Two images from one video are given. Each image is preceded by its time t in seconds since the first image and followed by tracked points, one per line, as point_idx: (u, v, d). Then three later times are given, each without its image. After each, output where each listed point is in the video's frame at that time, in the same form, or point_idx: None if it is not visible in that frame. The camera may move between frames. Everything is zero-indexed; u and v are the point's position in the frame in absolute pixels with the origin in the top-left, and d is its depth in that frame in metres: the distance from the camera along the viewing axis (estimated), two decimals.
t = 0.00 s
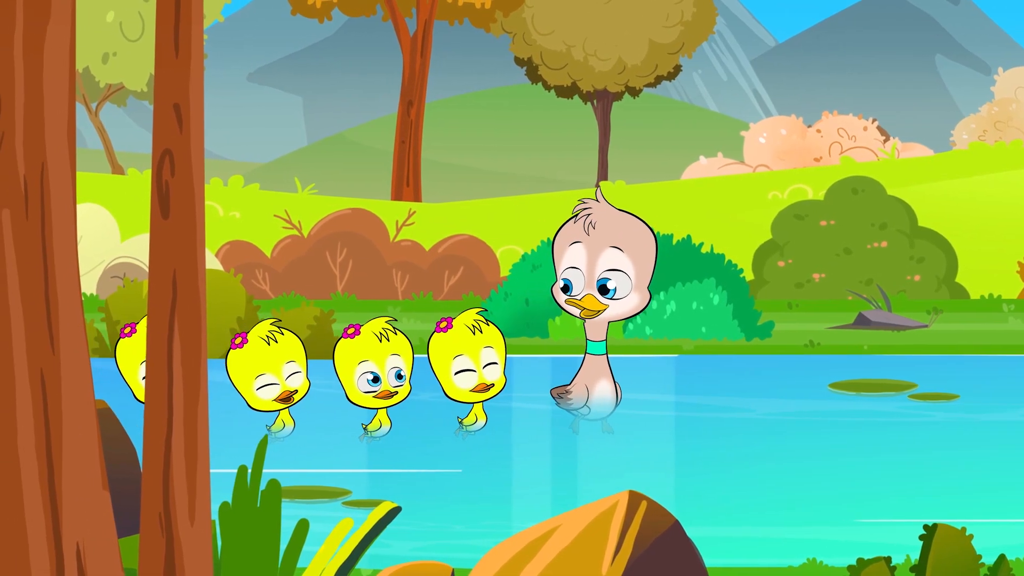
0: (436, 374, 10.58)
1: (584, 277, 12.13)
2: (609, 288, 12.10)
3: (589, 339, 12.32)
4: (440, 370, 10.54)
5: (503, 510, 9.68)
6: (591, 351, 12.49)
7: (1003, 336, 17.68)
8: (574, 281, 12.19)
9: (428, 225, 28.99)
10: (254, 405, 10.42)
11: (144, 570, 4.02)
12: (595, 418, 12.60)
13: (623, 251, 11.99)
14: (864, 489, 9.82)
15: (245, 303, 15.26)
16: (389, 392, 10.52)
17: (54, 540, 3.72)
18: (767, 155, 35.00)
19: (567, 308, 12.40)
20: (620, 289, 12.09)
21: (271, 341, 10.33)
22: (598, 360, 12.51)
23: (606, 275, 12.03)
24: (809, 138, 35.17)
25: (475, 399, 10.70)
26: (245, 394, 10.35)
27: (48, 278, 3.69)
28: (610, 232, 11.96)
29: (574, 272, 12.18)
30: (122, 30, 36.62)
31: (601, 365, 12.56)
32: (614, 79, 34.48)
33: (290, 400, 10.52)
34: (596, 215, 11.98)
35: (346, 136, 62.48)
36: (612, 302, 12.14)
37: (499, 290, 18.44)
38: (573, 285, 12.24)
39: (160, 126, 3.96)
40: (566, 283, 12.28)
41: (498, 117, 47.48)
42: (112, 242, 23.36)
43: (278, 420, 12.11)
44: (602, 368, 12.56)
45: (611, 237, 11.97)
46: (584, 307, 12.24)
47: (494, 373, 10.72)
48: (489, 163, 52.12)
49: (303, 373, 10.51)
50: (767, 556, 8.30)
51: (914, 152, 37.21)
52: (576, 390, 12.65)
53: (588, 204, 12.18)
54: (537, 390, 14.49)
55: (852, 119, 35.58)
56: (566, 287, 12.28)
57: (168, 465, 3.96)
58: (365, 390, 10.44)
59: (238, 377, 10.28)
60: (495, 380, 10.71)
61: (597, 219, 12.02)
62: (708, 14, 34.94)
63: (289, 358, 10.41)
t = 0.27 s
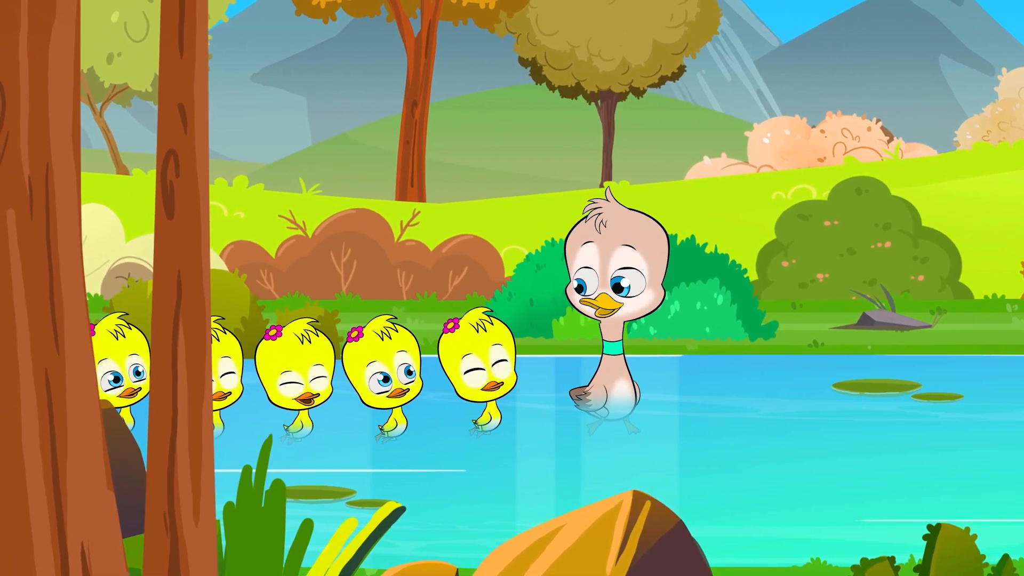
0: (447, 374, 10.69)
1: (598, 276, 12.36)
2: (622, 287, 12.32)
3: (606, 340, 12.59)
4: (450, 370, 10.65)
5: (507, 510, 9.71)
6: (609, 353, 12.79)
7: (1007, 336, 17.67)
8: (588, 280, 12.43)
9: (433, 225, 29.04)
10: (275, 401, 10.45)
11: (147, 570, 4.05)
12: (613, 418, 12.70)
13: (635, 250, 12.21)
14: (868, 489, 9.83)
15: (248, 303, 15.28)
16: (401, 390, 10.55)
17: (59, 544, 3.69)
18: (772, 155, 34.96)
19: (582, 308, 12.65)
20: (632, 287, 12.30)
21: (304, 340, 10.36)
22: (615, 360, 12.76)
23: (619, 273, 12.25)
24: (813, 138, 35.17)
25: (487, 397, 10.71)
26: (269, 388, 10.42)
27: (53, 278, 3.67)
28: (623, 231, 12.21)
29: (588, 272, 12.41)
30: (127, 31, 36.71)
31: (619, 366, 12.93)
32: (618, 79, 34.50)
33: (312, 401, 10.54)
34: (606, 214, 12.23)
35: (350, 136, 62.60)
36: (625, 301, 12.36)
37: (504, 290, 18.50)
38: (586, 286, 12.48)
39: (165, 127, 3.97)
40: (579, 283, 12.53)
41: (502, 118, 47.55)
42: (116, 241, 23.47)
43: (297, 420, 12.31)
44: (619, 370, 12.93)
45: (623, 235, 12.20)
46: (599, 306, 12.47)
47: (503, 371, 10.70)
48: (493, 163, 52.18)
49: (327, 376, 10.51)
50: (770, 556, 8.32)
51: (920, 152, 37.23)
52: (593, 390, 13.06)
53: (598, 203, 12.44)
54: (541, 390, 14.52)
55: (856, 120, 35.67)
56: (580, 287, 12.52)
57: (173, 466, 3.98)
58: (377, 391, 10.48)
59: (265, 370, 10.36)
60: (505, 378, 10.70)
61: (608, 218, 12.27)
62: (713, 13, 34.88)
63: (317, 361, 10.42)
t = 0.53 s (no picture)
0: (466, 378, 10.70)
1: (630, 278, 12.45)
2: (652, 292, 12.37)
3: (629, 342, 12.52)
4: (469, 373, 10.66)
5: (508, 510, 9.71)
6: (631, 353, 12.64)
7: (1007, 336, 17.67)
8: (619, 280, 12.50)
9: (433, 225, 29.05)
10: (287, 403, 10.50)
11: (147, 569, 4.05)
12: (631, 418, 12.56)
13: (671, 256, 12.34)
14: (868, 489, 9.83)
15: (248, 303, 15.28)
16: (423, 391, 10.52)
17: (59, 543, 3.69)
18: (772, 155, 34.96)
19: (610, 309, 12.68)
20: (663, 293, 12.35)
21: (303, 339, 10.36)
22: (637, 362, 12.57)
23: (651, 277, 12.34)
24: (814, 138, 35.19)
25: (507, 400, 10.69)
26: (279, 390, 10.46)
27: (53, 278, 3.67)
28: (661, 237, 12.37)
29: (620, 272, 12.48)
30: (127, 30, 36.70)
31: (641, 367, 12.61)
32: (618, 79, 34.49)
33: (321, 399, 10.52)
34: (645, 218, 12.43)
35: (351, 136, 62.61)
36: (655, 305, 12.40)
37: (504, 290, 18.42)
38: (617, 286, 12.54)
39: (165, 126, 3.97)
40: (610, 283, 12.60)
41: (503, 118, 47.56)
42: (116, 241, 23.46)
43: (310, 421, 12.14)
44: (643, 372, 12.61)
45: (660, 241, 12.35)
46: (628, 309, 12.50)
47: (525, 374, 10.70)
48: (494, 163, 52.19)
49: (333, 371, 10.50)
50: (772, 555, 8.32)
51: (922, 151, 37.24)
52: (612, 390, 12.66)
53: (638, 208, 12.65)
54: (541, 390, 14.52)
55: (856, 120, 35.68)
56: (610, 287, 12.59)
57: (173, 466, 3.98)
58: (397, 391, 10.47)
59: (271, 371, 10.41)
60: (526, 381, 10.70)
61: (647, 223, 12.45)
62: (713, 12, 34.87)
63: (320, 356, 10.43)
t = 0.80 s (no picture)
0: (476, 375, 10.69)
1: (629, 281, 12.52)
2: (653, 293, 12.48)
3: (635, 341, 12.55)
4: (479, 371, 10.65)
5: (508, 510, 9.72)
6: (638, 353, 12.75)
7: (1007, 336, 17.67)
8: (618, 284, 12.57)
9: (433, 225, 29.05)
10: (304, 404, 10.47)
11: (147, 570, 4.05)
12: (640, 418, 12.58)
13: (668, 257, 12.44)
14: (868, 489, 9.84)
15: (248, 303, 15.28)
16: (426, 390, 10.56)
17: (59, 544, 3.69)
18: (772, 155, 34.97)
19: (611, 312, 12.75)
20: (664, 294, 12.47)
21: (325, 339, 10.36)
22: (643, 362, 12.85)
23: (651, 278, 12.43)
24: (814, 138, 35.19)
25: (513, 400, 10.72)
26: (296, 389, 10.43)
27: (53, 278, 3.67)
28: (657, 238, 12.43)
29: (619, 276, 12.56)
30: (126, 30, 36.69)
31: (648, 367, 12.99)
32: (618, 79, 34.48)
33: (338, 401, 10.55)
34: (638, 220, 12.46)
35: (351, 136, 62.63)
36: (656, 306, 12.49)
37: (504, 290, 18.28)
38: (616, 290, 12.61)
39: (165, 126, 3.97)
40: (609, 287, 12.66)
41: (503, 118, 47.55)
42: (115, 240, 23.46)
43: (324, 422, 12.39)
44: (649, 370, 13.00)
45: (655, 243, 12.42)
46: (629, 311, 12.59)
47: (535, 377, 10.71)
48: (494, 163, 52.18)
49: (350, 373, 10.53)
50: (772, 555, 8.32)
51: (922, 151, 37.24)
52: (620, 390, 13.09)
53: (630, 210, 12.66)
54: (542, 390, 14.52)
55: (856, 120, 35.69)
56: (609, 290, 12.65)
57: (173, 466, 3.98)
58: (401, 390, 10.49)
59: (289, 370, 10.37)
60: (535, 383, 10.70)
61: (640, 225, 12.48)
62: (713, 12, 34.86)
63: (338, 351, 10.44)
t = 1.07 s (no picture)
0: (487, 381, 10.72)
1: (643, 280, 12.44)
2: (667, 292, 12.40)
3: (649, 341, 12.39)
4: (489, 378, 10.68)
5: (508, 510, 9.72)
6: (652, 354, 12.63)
7: (1008, 336, 17.66)
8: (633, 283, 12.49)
9: (434, 225, 29.06)
10: (313, 404, 10.48)
11: (147, 570, 4.05)
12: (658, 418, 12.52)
13: (682, 256, 12.36)
14: (868, 489, 9.83)
15: (248, 303, 15.27)
16: (445, 391, 10.54)
17: (59, 544, 3.69)
18: (772, 155, 34.97)
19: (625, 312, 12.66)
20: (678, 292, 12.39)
21: (331, 339, 10.38)
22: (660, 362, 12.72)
23: (664, 278, 12.36)
24: (814, 138, 35.19)
25: (528, 401, 10.72)
26: (307, 392, 10.44)
27: (53, 278, 3.67)
28: (670, 237, 12.35)
29: (633, 276, 12.47)
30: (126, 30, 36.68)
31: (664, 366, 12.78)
32: (618, 79, 34.49)
33: (347, 400, 10.54)
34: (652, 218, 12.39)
35: (351, 136, 62.65)
36: (670, 305, 12.40)
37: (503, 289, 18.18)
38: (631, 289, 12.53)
39: (165, 126, 3.97)
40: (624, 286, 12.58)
41: (503, 119, 47.55)
42: (115, 241, 23.46)
43: (337, 422, 12.42)
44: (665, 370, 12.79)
45: (669, 242, 12.34)
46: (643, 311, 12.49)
47: (545, 374, 10.68)
48: (494, 163, 52.18)
49: (360, 375, 10.54)
50: (773, 555, 8.31)
51: (922, 151, 37.25)
52: (637, 390, 12.83)
53: (643, 209, 12.59)
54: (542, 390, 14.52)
55: (856, 120, 35.70)
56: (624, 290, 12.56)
57: (173, 466, 3.98)
58: (419, 393, 10.49)
59: (299, 372, 10.40)
60: (546, 382, 10.69)
61: (653, 224, 12.41)
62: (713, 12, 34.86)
63: (347, 351, 10.46)
